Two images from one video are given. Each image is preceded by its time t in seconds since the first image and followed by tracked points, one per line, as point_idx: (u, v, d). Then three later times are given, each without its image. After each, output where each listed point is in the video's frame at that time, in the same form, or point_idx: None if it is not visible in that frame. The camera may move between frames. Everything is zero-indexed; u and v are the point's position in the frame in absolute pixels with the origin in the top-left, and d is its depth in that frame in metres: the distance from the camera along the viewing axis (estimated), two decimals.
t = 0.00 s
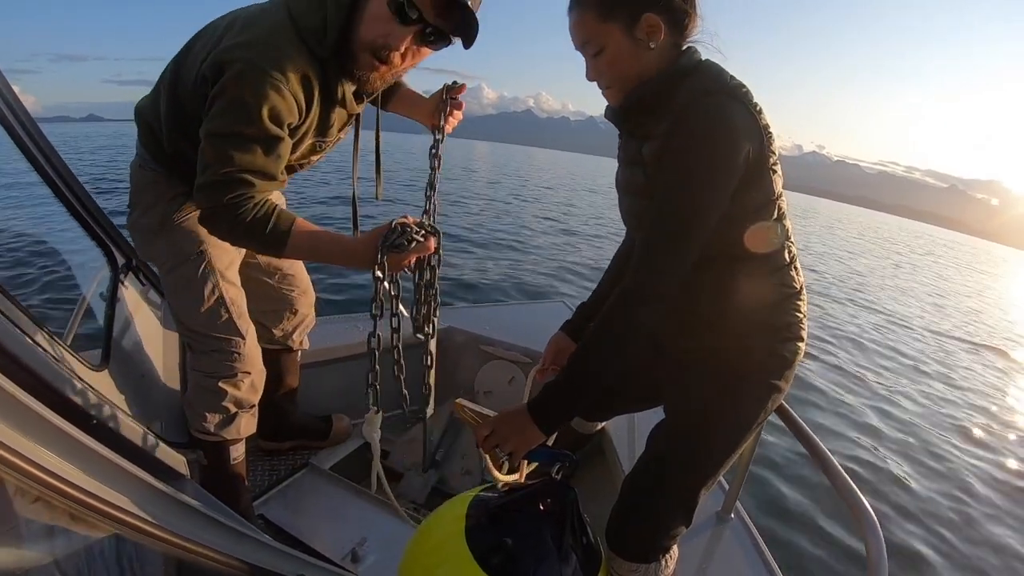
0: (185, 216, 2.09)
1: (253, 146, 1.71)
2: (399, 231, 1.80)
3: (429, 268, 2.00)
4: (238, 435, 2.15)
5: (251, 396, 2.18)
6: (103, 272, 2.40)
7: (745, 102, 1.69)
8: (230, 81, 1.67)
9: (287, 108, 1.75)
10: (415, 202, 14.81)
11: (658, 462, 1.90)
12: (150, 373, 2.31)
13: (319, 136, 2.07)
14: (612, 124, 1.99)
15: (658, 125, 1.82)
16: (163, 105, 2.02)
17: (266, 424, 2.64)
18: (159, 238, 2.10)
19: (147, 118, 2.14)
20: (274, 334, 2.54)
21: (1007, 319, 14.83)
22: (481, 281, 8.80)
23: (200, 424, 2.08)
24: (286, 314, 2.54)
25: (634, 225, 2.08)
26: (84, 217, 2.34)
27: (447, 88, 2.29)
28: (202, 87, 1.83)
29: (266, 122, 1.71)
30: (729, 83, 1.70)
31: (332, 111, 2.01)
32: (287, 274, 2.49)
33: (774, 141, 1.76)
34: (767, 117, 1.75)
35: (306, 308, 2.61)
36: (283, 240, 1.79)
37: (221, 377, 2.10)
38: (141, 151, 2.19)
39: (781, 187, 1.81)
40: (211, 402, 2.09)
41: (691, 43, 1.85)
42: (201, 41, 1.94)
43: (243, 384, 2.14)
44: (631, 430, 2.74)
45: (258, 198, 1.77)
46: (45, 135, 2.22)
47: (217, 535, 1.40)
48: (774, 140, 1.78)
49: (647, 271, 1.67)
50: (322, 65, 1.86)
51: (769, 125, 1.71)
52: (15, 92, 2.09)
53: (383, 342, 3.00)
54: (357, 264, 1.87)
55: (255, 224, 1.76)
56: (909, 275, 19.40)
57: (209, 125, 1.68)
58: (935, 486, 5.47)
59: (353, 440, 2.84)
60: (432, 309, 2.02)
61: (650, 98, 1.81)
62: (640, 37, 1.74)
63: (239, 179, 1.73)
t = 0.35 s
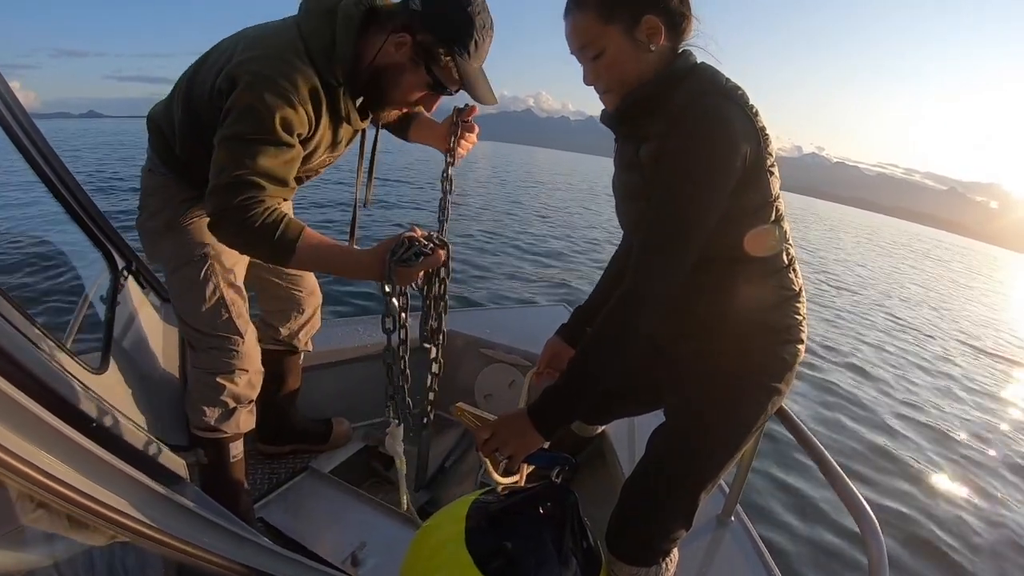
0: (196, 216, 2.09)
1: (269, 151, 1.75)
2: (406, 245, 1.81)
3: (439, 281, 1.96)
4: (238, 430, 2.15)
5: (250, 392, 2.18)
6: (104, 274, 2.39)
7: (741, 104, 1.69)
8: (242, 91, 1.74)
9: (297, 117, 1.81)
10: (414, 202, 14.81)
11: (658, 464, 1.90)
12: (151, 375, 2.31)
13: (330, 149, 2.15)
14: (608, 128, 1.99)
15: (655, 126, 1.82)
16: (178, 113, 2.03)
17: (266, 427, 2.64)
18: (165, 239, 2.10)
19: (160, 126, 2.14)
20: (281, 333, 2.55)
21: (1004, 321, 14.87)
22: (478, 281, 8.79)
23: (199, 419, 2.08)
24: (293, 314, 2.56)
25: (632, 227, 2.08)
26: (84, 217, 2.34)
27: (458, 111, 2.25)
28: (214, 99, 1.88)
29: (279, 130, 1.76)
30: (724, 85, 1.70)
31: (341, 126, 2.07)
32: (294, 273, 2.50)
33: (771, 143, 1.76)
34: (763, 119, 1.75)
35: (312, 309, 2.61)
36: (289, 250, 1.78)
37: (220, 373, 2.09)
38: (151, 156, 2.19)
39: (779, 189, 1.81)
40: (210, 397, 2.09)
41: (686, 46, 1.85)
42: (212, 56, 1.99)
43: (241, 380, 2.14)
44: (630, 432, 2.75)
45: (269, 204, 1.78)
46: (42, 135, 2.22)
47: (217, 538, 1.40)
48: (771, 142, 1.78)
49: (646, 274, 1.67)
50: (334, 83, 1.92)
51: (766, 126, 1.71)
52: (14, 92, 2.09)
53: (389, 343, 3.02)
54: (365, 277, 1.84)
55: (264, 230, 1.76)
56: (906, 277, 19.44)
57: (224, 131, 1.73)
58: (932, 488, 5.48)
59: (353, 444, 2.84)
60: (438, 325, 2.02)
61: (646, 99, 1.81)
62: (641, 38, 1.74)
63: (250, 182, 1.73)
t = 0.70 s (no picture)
0: (197, 215, 2.09)
1: (271, 143, 1.76)
2: (394, 251, 1.79)
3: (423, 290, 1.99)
4: (235, 428, 2.15)
5: (247, 390, 2.18)
6: (101, 272, 2.39)
7: (741, 108, 1.69)
8: (255, 81, 1.76)
9: (305, 113, 1.82)
10: (414, 199, 14.80)
11: (656, 466, 1.90)
12: (149, 373, 2.31)
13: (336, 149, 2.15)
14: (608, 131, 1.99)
15: (653, 128, 1.82)
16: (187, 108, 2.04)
17: (263, 426, 2.64)
18: (168, 236, 2.10)
19: (167, 121, 2.15)
20: (282, 332, 2.54)
21: (1005, 321, 14.86)
22: (478, 280, 8.79)
23: (196, 417, 2.08)
24: (295, 314, 2.55)
25: (631, 230, 2.07)
26: (82, 216, 2.34)
27: (460, 119, 2.26)
28: (224, 92, 1.90)
29: (286, 124, 1.77)
30: (724, 89, 1.70)
31: (349, 125, 2.08)
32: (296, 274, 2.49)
33: (770, 147, 1.76)
34: (763, 122, 1.75)
35: (314, 310, 2.61)
36: (277, 245, 1.77)
37: (217, 371, 2.09)
38: (157, 153, 2.20)
39: (778, 192, 1.81)
40: (206, 394, 2.09)
41: (687, 49, 1.85)
42: (222, 52, 2.00)
43: (239, 379, 2.14)
44: (628, 433, 2.75)
45: (265, 192, 1.78)
46: (42, 133, 2.24)
47: (214, 537, 1.40)
48: (771, 145, 1.77)
49: (645, 277, 1.67)
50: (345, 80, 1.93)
51: (765, 130, 1.71)
52: (14, 91, 2.10)
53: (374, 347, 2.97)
54: (353, 281, 1.83)
55: (256, 221, 1.75)
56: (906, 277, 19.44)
57: (231, 118, 1.75)
58: (930, 488, 5.48)
59: (351, 444, 2.84)
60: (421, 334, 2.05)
61: (645, 103, 1.81)
62: (640, 43, 1.73)
63: (249, 172, 1.75)
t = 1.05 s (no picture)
0: (196, 210, 2.08)
1: (276, 133, 1.76)
2: (394, 250, 1.78)
3: (421, 290, 1.98)
4: (233, 425, 2.15)
5: (244, 387, 2.18)
6: (99, 268, 2.39)
7: (740, 107, 1.69)
8: (265, 70, 1.77)
9: (313, 104, 1.82)
10: (413, 198, 14.80)
11: (653, 466, 1.90)
12: (147, 369, 2.32)
13: (336, 143, 2.15)
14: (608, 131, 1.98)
15: (654, 127, 1.82)
16: (191, 101, 2.04)
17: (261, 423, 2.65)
18: (166, 232, 2.10)
19: (170, 115, 2.16)
20: (282, 329, 2.54)
21: (1006, 319, 14.85)
22: (476, 278, 8.78)
23: (194, 413, 2.08)
24: (296, 310, 2.56)
25: (631, 229, 2.07)
26: (80, 212, 2.34)
27: (465, 119, 2.25)
28: (231, 83, 1.90)
29: (294, 115, 1.78)
30: (724, 88, 1.70)
31: (354, 117, 2.09)
32: (297, 270, 2.50)
33: (770, 146, 1.76)
34: (762, 121, 1.75)
35: (315, 307, 2.62)
36: (276, 237, 1.76)
37: (215, 367, 2.09)
38: (157, 148, 2.20)
39: (777, 191, 1.81)
40: (204, 391, 2.09)
41: (687, 50, 1.85)
42: (228, 46, 2.00)
43: (237, 375, 2.14)
44: (626, 431, 2.75)
45: (268, 183, 1.78)
46: (41, 129, 2.23)
47: (211, 534, 1.40)
48: (770, 144, 1.77)
49: (645, 277, 1.66)
50: (357, 70, 1.95)
51: (765, 129, 1.71)
52: (14, 86, 2.10)
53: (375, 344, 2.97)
54: (350, 276, 1.81)
55: (256, 213, 1.74)
56: (906, 275, 19.41)
57: (239, 107, 1.75)
58: (929, 485, 5.48)
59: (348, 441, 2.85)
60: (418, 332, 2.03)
61: (644, 103, 1.81)
62: (634, 44, 1.73)
63: (252, 161, 1.75)
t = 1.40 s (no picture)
0: (196, 208, 2.09)
1: (276, 131, 1.76)
2: (394, 250, 1.76)
3: (424, 289, 1.98)
4: (233, 422, 2.15)
5: (245, 385, 2.18)
6: (99, 266, 2.39)
7: (741, 105, 1.69)
8: (267, 68, 1.77)
9: (315, 102, 1.83)
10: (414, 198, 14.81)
11: (654, 464, 1.90)
12: (147, 366, 2.32)
13: (334, 145, 2.15)
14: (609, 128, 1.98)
15: (655, 125, 1.82)
16: (192, 100, 2.04)
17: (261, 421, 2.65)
18: (166, 230, 2.10)
19: (170, 113, 2.16)
20: (285, 327, 2.55)
21: (1006, 318, 14.84)
22: (477, 277, 8.79)
23: (194, 411, 2.08)
24: (298, 308, 2.56)
25: (631, 228, 2.07)
26: (79, 209, 2.34)
27: (466, 122, 2.26)
28: (233, 81, 1.91)
29: (296, 113, 1.78)
30: (725, 86, 1.70)
31: (354, 117, 2.09)
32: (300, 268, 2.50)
33: (771, 144, 1.76)
34: (763, 119, 1.74)
35: (317, 304, 2.62)
36: (277, 237, 1.76)
37: (215, 365, 2.09)
38: (157, 146, 2.20)
39: (778, 190, 1.81)
40: (205, 389, 2.09)
41: (689, 48, 1.85)
42: (230, 45, 2.01)
43: (237, 373, 2.14)
44: (626, 429, 2.75)
45: (267, 182, 1.78)
46: (41, 127, 2.24)
47: (212, 531, 1.40)
48: (771, 142, 1.77)
49: (646, 276, 1.66)
50: (358, 69, 1.95)
51: (766, 127, 1.71)
52: (13, 84, 2.10)
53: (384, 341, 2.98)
54: (354, 277, 1.79)
55: (256, 211, 1.74)
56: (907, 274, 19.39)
57: (241, 104, 1.75)
58: (929, 484, 5.48)
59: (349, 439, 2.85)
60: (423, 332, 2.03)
61: (645, 102, 1.81)
62: (636, 40, 1.73)
63: (252, 159, 1.75)
